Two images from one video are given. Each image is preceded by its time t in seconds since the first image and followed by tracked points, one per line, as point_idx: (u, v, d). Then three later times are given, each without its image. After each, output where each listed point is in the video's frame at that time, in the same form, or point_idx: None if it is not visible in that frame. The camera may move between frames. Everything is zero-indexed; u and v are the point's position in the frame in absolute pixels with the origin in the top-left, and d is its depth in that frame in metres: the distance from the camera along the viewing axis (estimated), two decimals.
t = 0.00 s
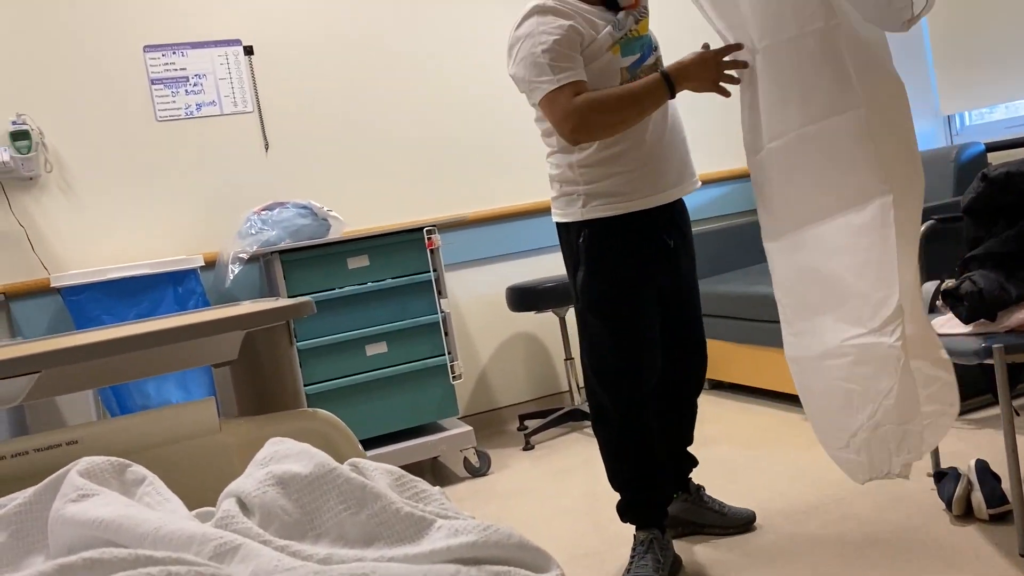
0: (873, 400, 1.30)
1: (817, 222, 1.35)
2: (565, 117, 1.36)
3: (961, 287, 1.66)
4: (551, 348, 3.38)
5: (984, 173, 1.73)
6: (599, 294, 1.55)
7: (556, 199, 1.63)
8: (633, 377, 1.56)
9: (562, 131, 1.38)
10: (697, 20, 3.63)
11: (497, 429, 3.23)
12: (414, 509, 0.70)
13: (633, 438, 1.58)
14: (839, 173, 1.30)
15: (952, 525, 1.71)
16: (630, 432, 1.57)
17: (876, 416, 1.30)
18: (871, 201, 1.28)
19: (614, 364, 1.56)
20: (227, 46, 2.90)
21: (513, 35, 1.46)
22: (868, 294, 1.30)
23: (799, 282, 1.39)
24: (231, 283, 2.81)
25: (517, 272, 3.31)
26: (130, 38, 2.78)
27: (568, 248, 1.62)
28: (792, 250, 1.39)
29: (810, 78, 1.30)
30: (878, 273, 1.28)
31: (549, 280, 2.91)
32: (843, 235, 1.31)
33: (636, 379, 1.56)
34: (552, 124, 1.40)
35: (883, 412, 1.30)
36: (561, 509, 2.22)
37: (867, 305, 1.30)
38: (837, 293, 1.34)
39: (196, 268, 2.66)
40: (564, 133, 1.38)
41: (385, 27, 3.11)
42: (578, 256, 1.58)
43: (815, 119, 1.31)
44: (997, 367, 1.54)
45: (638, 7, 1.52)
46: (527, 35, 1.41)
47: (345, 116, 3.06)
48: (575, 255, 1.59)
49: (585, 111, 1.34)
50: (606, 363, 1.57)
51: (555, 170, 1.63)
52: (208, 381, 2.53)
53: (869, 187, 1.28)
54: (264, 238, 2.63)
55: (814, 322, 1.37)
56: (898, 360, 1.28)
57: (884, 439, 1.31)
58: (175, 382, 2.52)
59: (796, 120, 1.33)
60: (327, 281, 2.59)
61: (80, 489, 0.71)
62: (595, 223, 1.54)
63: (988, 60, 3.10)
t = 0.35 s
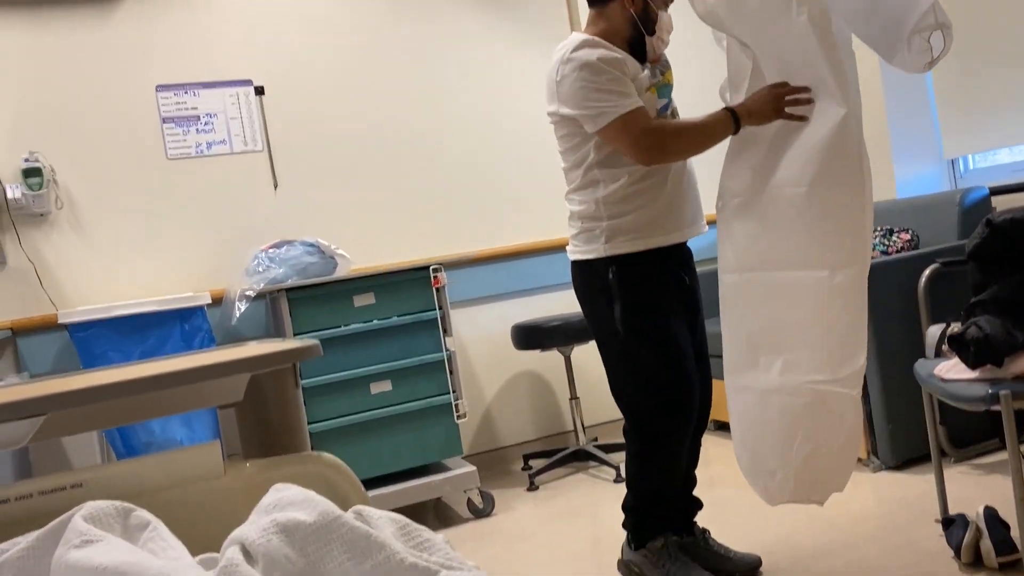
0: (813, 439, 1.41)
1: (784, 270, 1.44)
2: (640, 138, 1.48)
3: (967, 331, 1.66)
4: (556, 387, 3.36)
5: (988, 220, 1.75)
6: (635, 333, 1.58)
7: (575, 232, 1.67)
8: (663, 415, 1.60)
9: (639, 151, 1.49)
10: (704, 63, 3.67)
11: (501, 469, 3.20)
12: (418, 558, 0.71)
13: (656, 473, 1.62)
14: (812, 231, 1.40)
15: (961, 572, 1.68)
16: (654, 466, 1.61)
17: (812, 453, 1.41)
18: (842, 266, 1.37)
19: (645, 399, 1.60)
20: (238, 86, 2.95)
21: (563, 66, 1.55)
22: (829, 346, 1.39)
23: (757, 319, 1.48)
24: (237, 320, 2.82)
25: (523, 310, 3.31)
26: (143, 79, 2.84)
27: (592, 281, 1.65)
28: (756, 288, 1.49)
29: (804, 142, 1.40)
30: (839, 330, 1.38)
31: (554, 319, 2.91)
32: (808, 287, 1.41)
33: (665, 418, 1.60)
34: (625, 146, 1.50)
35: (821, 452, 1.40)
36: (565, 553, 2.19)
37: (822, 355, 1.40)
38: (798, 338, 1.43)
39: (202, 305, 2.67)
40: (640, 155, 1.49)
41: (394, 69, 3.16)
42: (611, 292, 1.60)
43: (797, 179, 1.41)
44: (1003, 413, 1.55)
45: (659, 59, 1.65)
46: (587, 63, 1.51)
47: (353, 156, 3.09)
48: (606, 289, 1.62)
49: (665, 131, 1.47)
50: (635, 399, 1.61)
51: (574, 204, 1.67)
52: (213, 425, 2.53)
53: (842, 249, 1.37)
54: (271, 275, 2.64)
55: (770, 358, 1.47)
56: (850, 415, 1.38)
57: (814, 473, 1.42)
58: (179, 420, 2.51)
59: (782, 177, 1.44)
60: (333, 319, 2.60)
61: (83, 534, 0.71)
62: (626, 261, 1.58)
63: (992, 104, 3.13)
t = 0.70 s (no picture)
0: (855, 461, 1.72)
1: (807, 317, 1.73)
2: (692, 179, 1.50)
3: (962, 381, 1.67)
4: (553, 432, 3.35)
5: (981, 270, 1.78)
6: (636, 386, 1.57)
7: (587, 271, 1.61)
8: (654, 470, 1.58)
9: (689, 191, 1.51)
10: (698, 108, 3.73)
11: (497, 515, 3.17)
12: None
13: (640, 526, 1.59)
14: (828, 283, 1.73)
15: None
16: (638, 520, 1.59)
17: (854, 473, 1.72)
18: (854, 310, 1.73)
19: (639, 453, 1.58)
20: (238, 131, 2.98)
21: (610, 100, 1.51)
22: (854, 380, 1.73)
23: (784, 364, 1.74)
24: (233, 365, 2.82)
25: (519, 354, 3.31)
26: (144, 125, 2.87)
27: (586, 327, 1.61)
28: (777, 336, 1.74)
29: (812, 210, 1.73)
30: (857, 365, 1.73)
31: (551, 362, 2.91)
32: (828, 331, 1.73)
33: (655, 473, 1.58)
34: (673, 186, 1.51)
35: (860, 472, 1.72)
36: None
37: (850, 389, 1.73)
38: (827, 374, 1.73)
39: (199, 350, 2.67)
40: (689, 194, 1.51)
41: (393, 116, 3.21)
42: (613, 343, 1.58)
43: (809, 241, 1.73)
44: (1000, 463, 1.55)
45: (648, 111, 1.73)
46: (634, 103, 1.50)
47: (352, 201, 3.12)
48: (605, 338, 1.59)
49: (714, 173, 1.51)
50: (628, 451, 1.58)
51: (588, 243, 1.62)
52: (209, 480, 2.54)
53: (852, 297, 1.73)
54: (267, 319, 2.63)
55: (800, 395, 1.74)
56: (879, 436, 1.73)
57: (857, 491, 1.72)
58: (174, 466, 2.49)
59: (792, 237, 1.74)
60: (329, 363, 2.60)
61: None
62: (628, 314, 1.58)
63: (982, 151, 3.19)
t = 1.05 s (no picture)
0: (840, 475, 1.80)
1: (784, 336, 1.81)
2: (698, 176, 1.55)
3: (952, 399, 1.67)
4: (545, 452, 3.34)
5: (970, 287, 1.79)
6: (633, 404, 1.56)
7: (589, 290, 1.60)
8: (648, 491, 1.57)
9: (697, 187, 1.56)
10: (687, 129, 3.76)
11: (489, 537, 3.14)
12: None
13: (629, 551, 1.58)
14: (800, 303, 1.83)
15: None
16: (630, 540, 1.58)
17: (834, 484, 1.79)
18: (820, 326, 1.84)
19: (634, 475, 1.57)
20: (228, 153, 2.99)
21: (604, 116, 1.52)
22: (829, 393, 1.82)
23: (763, 382, 1.80)
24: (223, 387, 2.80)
25: (511, 374, 3.30)
26: (134, 147, 2.87)
27: (582, 344, 1.60)
28: (757, 355, 1.80)
29: (781, 233, 1.84)
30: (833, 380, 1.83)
31: (542, 383, 2.90)
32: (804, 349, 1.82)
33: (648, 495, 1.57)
34: (679, 184, 1.55)
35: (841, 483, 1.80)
36: None
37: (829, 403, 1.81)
38: (807, 390, 1.80)
39: (188, 372, 2.65)
40: (698, 188, 1.56)
41: (384, 138, 3.22)
42: (611, 362, 1.57)
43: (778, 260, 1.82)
44: (991, 480, 1.55)
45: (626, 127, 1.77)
46: (628, 116, 1.52)
47: (342, 223, 3.13)
48: (602, 354, 1.58)
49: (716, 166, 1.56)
50: (626, 470, 1.57)
51: (588, 261, 1.60)
52: (198, 504, 2.51)
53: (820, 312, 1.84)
54: (257, 342, 2.62)
55: (787, 399, 1.80)
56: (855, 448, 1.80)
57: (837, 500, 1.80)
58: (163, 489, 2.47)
59: (766, 259, 1.82)
60: (319, 385, 2.58)
61: None
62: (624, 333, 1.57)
63: (966, 171, 3.24)
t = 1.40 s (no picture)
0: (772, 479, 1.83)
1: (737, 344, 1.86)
2: (698, 169, 1.59)
3: (945, 402, 1.69)
4: (539, 459, 3.33)
5: (961, 291, 1.79)
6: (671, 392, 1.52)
7: (607, 290, 1.56)
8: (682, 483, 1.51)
9: (698, 178, 1.61)
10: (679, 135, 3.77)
11: (483, 545, 3.13)
12: None
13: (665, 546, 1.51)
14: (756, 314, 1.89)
15: None
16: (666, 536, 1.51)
17: (767, 488, 1.82)
18: (773, 338, 1.89)
19: (667, 465, 1.51)
20: (221, 161, 2.98)
21: (613, 117, 1.53)
22: (775, 399, 1.86)
23: (717, 386, 1.83)
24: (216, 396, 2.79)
25: (505, 381, 3.30)
26: (126, 155, 2.86)
27: (604, 334, 1.55)
28: (711, 361, 1.83)
29: (742, 250, 1.90)
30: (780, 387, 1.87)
31: (537, 389, 2.90)
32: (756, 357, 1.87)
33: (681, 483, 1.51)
34: (683, 178, 1.59)
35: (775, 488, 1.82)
36: None
37: (772, 409, 1.86)
38: (754, 395, 1.85)
39: (181, 382, 2.64)
40: (698, 180, 1.61)
41: (376, 145, 3.23)
42: (638, 350, 1.53)
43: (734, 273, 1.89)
44: (985, 484, 1.56)
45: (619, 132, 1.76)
46: (635, 116, 1.54)
47: (336, 230, 3.12)
48: (632, 344, 1.53)
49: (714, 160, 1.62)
50: (666, 460, 1.51)
51: (600, 262, 1.56)
52: (192, 513, 2.48)
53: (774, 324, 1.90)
54: (251, 350, 2.61)
55: (736, 402, 1.83)
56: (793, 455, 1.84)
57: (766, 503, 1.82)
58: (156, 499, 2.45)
59: (722, 271, 1.89)
60: (313, 394, 2.58)
61: None
62: (647, 322, 1.55)
63: (956, 175, 3.26)
